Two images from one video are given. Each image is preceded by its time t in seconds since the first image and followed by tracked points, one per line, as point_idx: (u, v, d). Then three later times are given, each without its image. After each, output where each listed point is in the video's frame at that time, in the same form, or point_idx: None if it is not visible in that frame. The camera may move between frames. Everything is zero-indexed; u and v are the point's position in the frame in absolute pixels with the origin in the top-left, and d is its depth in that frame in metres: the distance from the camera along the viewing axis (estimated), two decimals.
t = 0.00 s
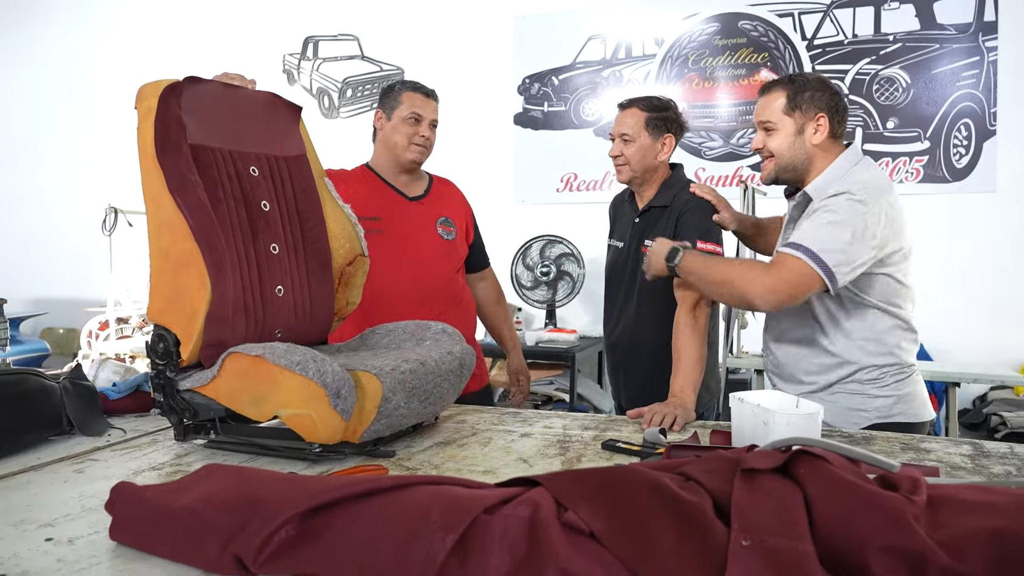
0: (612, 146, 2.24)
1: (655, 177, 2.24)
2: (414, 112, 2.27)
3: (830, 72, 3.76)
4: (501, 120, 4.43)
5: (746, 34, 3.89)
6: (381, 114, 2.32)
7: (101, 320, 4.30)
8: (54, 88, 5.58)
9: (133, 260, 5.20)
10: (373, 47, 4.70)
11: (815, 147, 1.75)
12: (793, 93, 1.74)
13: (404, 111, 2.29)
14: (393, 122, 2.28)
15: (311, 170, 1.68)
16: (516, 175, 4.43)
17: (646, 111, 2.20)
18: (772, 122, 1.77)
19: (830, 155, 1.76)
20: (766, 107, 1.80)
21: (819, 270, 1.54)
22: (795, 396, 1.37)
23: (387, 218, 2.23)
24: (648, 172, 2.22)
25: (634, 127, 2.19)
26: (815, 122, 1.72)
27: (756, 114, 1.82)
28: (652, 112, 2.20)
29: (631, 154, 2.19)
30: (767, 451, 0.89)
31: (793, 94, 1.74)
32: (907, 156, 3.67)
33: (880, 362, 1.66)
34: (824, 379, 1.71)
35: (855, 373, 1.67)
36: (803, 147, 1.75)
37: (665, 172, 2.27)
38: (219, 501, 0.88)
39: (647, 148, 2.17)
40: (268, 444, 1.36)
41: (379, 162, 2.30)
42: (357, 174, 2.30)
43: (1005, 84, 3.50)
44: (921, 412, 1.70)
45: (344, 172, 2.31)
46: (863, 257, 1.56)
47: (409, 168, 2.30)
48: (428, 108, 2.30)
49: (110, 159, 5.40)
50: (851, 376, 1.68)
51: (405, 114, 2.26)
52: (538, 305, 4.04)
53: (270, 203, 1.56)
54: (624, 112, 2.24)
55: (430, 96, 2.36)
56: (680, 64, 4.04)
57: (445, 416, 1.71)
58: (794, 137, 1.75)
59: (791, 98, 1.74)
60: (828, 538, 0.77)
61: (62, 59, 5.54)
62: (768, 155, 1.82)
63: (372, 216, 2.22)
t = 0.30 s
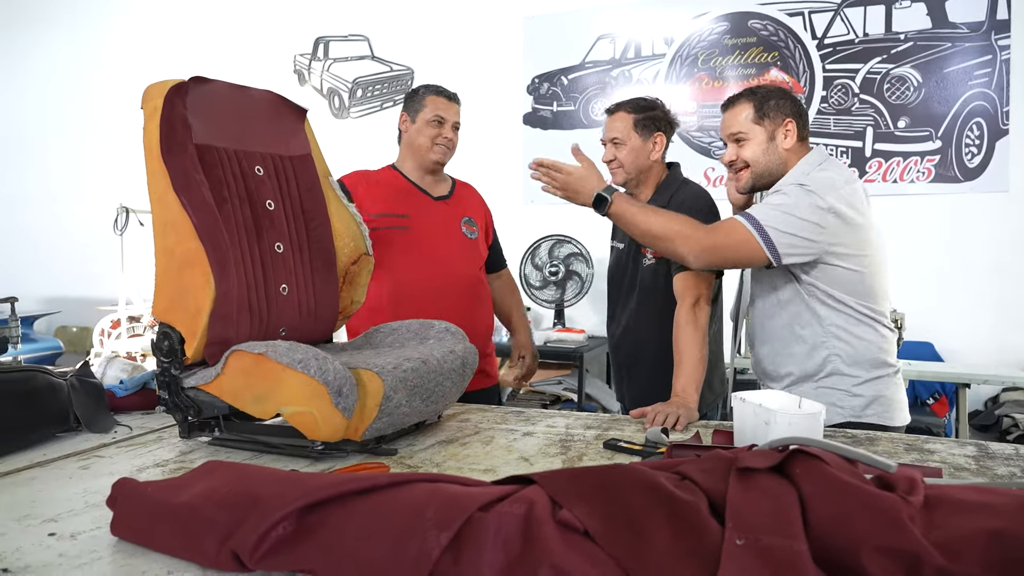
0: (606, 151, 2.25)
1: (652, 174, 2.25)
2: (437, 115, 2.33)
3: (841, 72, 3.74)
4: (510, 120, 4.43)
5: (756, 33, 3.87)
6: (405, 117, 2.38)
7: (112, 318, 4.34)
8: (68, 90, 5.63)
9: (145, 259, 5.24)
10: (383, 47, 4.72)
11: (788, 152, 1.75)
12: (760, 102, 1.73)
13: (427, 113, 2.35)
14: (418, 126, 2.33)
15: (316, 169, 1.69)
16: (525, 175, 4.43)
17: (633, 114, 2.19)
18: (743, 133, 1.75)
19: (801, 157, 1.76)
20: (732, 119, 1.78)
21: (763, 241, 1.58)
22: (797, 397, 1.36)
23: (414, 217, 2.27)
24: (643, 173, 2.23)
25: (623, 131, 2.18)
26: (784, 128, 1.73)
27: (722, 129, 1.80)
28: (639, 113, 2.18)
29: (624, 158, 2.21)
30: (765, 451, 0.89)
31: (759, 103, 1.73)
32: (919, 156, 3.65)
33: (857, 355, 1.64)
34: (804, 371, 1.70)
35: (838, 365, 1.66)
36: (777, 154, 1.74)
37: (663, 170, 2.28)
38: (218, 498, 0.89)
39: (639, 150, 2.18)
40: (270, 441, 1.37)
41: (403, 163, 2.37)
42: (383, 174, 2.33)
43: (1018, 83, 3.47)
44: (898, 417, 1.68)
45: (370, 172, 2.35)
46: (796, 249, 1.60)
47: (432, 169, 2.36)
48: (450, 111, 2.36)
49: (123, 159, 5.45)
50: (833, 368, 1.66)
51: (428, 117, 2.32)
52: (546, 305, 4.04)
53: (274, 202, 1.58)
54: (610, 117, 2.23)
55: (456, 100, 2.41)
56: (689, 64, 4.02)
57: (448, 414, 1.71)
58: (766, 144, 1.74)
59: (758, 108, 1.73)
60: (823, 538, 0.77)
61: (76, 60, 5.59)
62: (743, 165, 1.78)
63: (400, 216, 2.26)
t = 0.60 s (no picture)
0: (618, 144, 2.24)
1: (665, 171, 2.23)
2: (469, 123, 2.39)
3: (855, 69, 3.70)
4: (521, 119, 4.42)
5: (769, 30, 3.83)
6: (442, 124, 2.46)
7: (125, 319, 4.36)
8: (82, 92, 5.67)
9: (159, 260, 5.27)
10: (394, 47, 4.72)
11: (769, 150, 1.71)
12: (739, 99, 1.70)
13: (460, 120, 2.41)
14: (452, 132, 2.40)
15: (324, 170, 1.69)
16: (536, 174, 4.42)
17: (650, 107, 2.19)
18: (723, 131, 1.73)
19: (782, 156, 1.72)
20: (713, 116, 1.76)
21: (727, 241, 1.52)
22: (811, 399, 1.34)
23: (446, 223, 2.33)
24: (655, 167, 2.20)
25: (638, 122, 2.18)
26: (764, 126, 1.69)
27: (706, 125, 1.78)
28: (655, 107, 2.19)
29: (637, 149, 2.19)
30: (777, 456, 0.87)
31: (739, 101, 1.70)
32: (935, 153, 3.59)
33: (842, 360, 1.56)
34: (791, 376, 1.63)
35: (822, 368, 1.58)
36: (757, 153, 1.71)
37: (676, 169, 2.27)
38: (223, 502, 0.89)
39: (653, 141, 2.16)
40: (279, 444, 1.37)
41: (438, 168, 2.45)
42: (420, 181, 2.40)
43: None
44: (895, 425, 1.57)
45: (407, 177, 2.42)
46: (764, 253, 1.53)
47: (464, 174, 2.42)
48: (484, 120, 2.41)
49: (137, 161, 5.49)
50: (818, 372, 1.58)
51: (461, 125, 2.38)
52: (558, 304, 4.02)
53: (283, 203, 1.57)
54: (626, 111, 2.23)
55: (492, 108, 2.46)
56: (701, 61, 3.99)
57: (457, 417, 1.70)
58: (745, 142, 1.71)
59: (737, 105, 1.70)
60: (836, 545, 0.75)
61: (90, 63, 5.63)
62: (723, 164, 1.77)
63: (432, 221, 2.33)
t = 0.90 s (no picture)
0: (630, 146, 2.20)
1: (678, 174, 2.19)
2: (490, 136, 2.34)
3: (872, 67, 3.64)
4: (532, 119, 4.38)
5: (784, 28, 3.77)
6: (460, 133, 2.42)
7: (136, 320, 4.36)
8: (94, 92, 5.69)
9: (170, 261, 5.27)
10: (404, 47, 4.69)
11: (761, 154, 1.61)
12: (733, 99, 1.61)
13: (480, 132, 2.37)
14: (471, 144, 2.37)
15: (333, 171, 1.66)
16: (547, 174, 4.38)
17: (661, 109, 2.16)
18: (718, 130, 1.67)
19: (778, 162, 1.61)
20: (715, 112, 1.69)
21: (713, 246, 1.46)
22: (834, 407, 1.31)
23: (462, 227, 2.32)
24: (669, 170, 2.16)
25: (649, 125, 2.14)
26: (755, 130, 1.59)
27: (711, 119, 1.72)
28: (667, 108, 2.16)
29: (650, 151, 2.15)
30: (804, 470, 0.83)
31: (733, 100, 1.61)
32: (953, 153, 3.53)
33: (853, 373, 1.50)
34: (803, 387, 1.58)
35: (832, 380, 1.52)
36: (748, 157, 1.62)
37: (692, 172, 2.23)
38: (228, 515, 0.86)
39: (665, 143, 2.12)
40: (288, 451, 1.34)
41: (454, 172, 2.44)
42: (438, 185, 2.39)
43: None
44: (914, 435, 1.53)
45: (423, 181, 2.41)
46: (759, 264, 1.47)
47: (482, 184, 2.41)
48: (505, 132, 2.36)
49: (149, 161, 5.50)
50: (827, 384, 1.53)
51: (482, 138, 2.34)
52: (569, 305, 3.98)
53: (291, 205, 1.55)
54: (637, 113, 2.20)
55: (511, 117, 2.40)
56: (715, 60, 3.94)
57: (469, 423, 1.67)
58: (736, 145, 1.63)
59: (730, 105, 1.61)
60: (869, 565, 0.71)
61: (102, 65, 5.65)
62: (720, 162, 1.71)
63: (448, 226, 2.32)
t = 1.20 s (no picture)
0: (659, 148, 2.14)
1: (711, 175, 2.13)
2: (484, 143, 2.29)
3: (889, 66, 3.56)
4: (542, 120, 4.32)
5: (799, 27, 3.70)
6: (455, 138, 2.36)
7: (142, 323, 4.32)
8: (101, 93, 5.67)
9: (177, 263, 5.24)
10: (412, 47, 4.65)
11: (816, 158, 1.51)
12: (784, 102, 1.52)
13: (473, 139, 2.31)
14: (463, 151, 2.31)
15: (345, 173, 1.61)
16: (557, 176, 4.32)
17: (689, 108, 2.08)
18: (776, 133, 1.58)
19: (834, 165, 1.50)
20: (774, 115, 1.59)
21: (868, 330, 1.30)
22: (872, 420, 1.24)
23: (454, 228, 2.28)
24: (701, 172, 2.10)
25: (679, 127, 2.07)
26: (806, 134, 1.49)
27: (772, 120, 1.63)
28: (695, 107, 2.08)
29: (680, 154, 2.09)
30: (857, 494, 0.77)
31: (784, 102, 1.51)
32: (973, 153, 3.44)
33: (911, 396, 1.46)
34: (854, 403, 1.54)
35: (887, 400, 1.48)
36: (803, 160, 1.53)
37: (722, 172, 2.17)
38: (238, 539, 0.81)
39: (696, 146, 2.06)
40: (299, 464, 1.29)
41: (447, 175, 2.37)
42: (428, 187, 2.35)
43: None
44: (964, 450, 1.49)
45: (416, 183, 2.37)
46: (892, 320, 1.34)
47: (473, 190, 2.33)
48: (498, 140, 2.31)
49: (156, 163, 5.47)
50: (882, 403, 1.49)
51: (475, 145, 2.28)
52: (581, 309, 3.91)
53: (303, 208, 1.50)
54: (664, 113, 2.13)
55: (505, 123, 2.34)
56: (728, 59, 3.87)
57: (486, 433, 1.61)
58: (791, 148, 1.54)
59: (781, 108, 1.52)
60: None
61: (109, 66, 5.63)
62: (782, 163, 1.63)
63: (441, 228, 2.27)
